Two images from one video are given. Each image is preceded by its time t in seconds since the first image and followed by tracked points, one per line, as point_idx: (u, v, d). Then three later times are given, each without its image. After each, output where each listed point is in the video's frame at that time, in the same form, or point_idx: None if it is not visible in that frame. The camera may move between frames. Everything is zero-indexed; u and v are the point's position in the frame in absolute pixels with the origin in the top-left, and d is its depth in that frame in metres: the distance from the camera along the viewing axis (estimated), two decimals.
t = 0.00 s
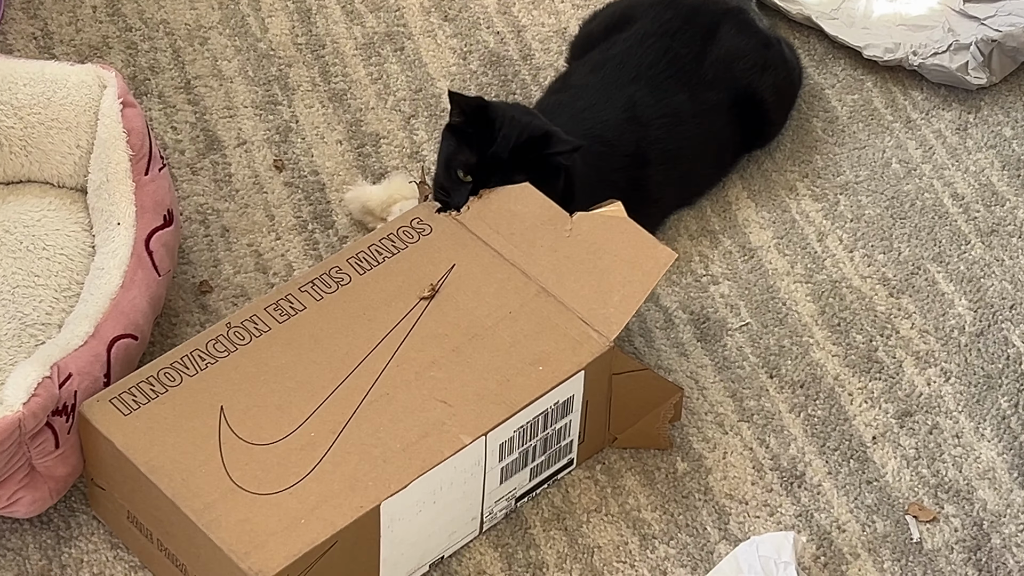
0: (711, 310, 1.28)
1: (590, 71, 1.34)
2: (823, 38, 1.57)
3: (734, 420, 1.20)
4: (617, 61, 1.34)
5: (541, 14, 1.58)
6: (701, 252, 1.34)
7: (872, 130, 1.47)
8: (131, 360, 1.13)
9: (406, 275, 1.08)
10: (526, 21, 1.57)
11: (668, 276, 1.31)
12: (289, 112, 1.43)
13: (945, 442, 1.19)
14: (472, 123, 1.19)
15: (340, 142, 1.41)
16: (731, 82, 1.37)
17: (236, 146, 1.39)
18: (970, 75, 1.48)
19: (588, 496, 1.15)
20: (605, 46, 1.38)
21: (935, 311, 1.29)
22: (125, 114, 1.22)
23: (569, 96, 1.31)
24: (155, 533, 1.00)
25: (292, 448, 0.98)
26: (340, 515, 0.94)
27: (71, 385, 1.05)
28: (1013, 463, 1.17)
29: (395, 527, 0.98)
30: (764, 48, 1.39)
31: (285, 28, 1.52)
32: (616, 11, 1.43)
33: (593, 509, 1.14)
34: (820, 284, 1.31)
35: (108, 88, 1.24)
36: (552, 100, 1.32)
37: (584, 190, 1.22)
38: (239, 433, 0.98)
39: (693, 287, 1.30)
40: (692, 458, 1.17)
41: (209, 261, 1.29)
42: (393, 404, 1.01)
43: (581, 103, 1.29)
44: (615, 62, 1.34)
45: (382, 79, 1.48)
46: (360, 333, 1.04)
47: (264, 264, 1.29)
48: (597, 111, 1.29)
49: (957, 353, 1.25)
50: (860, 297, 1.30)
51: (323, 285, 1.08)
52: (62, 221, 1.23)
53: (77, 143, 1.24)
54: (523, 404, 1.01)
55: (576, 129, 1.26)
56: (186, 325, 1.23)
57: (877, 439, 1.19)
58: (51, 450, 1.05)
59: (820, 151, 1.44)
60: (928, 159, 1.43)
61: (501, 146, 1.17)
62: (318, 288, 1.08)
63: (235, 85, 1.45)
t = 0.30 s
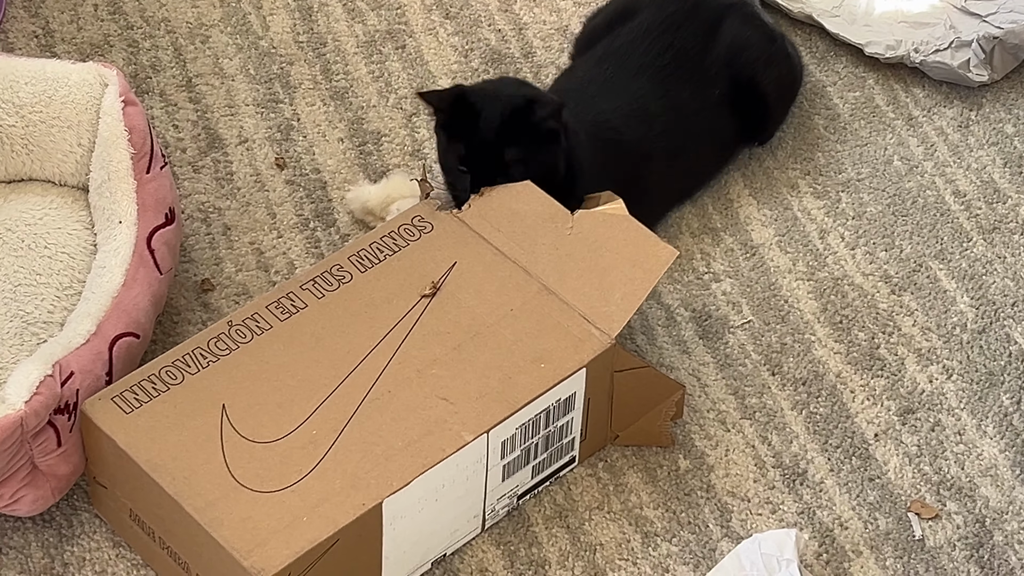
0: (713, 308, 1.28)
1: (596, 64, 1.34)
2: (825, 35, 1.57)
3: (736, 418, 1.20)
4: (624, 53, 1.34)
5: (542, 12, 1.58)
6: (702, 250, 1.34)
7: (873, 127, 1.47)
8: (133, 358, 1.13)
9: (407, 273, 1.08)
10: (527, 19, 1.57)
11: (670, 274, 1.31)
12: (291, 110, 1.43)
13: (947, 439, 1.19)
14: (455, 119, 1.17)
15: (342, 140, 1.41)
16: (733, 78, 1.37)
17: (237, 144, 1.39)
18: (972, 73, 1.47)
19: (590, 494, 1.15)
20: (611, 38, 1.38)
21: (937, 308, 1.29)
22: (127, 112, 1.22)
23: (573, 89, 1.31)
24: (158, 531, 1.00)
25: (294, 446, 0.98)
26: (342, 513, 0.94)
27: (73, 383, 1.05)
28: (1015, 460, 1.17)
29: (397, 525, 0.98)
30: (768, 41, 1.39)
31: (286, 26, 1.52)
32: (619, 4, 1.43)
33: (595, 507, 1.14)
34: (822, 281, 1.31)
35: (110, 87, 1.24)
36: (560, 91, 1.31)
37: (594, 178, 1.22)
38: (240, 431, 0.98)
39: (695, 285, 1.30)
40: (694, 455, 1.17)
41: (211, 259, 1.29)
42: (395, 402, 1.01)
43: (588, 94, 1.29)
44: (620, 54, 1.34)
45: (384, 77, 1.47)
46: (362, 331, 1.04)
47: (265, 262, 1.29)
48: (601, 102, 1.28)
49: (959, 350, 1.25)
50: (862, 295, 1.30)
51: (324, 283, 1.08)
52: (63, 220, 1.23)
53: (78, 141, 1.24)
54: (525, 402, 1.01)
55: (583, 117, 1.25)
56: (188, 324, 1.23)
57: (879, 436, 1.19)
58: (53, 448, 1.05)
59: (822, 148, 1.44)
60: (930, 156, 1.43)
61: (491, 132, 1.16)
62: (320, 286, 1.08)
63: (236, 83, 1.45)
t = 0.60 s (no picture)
0: (714, 306, 1.28)
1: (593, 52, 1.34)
2: (826, 34, 1.56)
3: (737, 416, 1.20)
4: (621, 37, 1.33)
5: (543, 11, 1.58)
6: (704, 249, 1.34)
7: (874, 125, 1.46)
8: (134, 358, 1.13)
9: (407, 272, 1.08)
10: (528, 18, 1.57)
11: (671, 272, 1.31)
12: (291, 109, 1.43)
13: (948, 438, 1.19)
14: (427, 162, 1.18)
15: (342, 140, 1.41)
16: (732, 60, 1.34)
17: (238, 144, 1.39)
18: (973, 71, 1.48)
19: (591, 493, 1.15)
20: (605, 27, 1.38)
21: (938, 307, 1.29)
22: (127, 111, 1.22)
23: (573, 74, 1.30)
24: (159, 531, 1.00)
25: (295, 445, 0.98)
26: (343, 513, 0.94)
27: (74, 382, 1.05)
28: (1016, 458, 1.17)
29: (399, 524, 0.98)
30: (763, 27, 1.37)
31: (287, 25, 1.52)
32: None
33: (596, 505, 1.14)
34: (823, 279, 1.31)
35: (110, 86, 1.24)
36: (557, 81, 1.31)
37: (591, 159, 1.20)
38: (242, 431, 0.98)
39: (696, 283, 1.30)
40: (695, 454, 1.17)
41: (212, 258, 1.29)
42: (396, 401, 1.01)
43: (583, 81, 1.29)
44: (612, 36, 1.34)
45: (385, 76, 1.47)
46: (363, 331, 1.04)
47: (266, 261, 1.29)
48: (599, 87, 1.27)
49: (960, 348, 1.25)
50: (863, 293, 1.30)
51: (324, 282, 1.08)
52: (64, 219, 1.23)
53: (79, 141, 1.24)
54: (527, 400, 1.01)
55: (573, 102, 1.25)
56: (189, 323, 1.23)
57: (880, 434, 1.19)
58: (54, 448, 1.05)
59: (823, 147, 1.44)
60: (931, 155, 1.43)
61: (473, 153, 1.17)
62: (320, 286, 1.08)
63: (237, 82, 1.45)
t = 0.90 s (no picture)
0: (715, 306, 1.28)
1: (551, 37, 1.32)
2: (827, 34, 1.56)
3: (738, 416, 1.20)
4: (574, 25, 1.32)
5: (544, 11, 1.58)
6: (705, 248, 1.33)
7: (875, 125, 1.46)
8: (135, 358, 1.13)
9: (406, 277, 1.08)
10: (529, 18, 1.56)
11: (672, 272, 1.31)
12: (292, 109, 1.43)
13: (950, 437, 1.19)
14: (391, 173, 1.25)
15: (343, 140, 1.40)
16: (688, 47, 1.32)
17: (239, 144, 1.39)
18: (974, 70, 1.47)
19: (592, 493, 1.15)
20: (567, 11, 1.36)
21: (939, 306, 1.29)
22: (128, 112, 1.22)
23: (525, 70, 1.31)
24: (159, 535, 1.00)
25: (295, 450, 0.98)
26: (344, 517, 0.94)
27: (76, 382, 1.05)
28: (1017, 458, 1.17)
29: (399, 528, 0.98)
30: (714, 12, 1.34)
31: (287, 25, 1.52)
32: None
33: (597, 505, 1.14)
34: (824, 279, 1.31)
35: (112, 86, 1.24)
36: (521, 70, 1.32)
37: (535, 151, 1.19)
38: (241, 436, 0.98)
39: (697, 283, 1.30)
40: (696, 454, 1.17)
41: (213, 258, 1.29)
42: (396, 405, 1.01)
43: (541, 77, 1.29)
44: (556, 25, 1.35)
45: (386, 76, 1.47)
46: (362, 335, 1.04)
47: (267, 261, 1.29)
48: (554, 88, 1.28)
49: (961, 348, 1.25)
50: (864, 293, 1.30)
51: (323, 287, 1.08)
52: (65, 219, 1.23)
53: (80, 141, 1.24)
54: (528, 404, 1.01)
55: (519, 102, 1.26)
56: (190, 323, 1.23)
57: (881, 434, 1.19)
58: (55, 448, 1.05)
59: (824, 146, 1.44)
60: (932, 154, 1.43)
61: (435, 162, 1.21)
62: (319, 290, 1.08)
63: (238, 82, 1.45)
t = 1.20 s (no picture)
0: (716, 308, 1.28)
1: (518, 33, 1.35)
2: (828, 35, 1.56)
3: (740, 418, 1.20)
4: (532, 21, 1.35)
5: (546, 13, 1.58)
6: (706, 250, 1.34)
7: (876, 127, 1.46)
8: (137, 360, 1.13)
9: (408, 279, 1.08)
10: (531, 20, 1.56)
11: (674, 274, 1.31)
12: (294, 111, 1.43)
13: (951, 439, 1.19)
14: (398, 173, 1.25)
15: (345, 142, 1.40)
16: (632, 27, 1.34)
17: (240, 146, 1.39)
18: (975, 72, 1.47)
19: (594, 495, 1.15)
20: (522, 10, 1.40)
21: (941, 308, 1.29)
22: (130, 114, 1.22)
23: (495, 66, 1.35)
24: (161, 537, 1.00)
25: (298, 452, 0.98)
26: (347, 520, 0.94)
27: (77, 384, 1.05)
28: (1019, 459, 1.17)
29: (400, 530, 0.98)
30: None
31: (289, 27, 1.52)
32: None
33: (599, 507, 1.14)
34: (825, 281, 1.31)
35: (113, 89, 1.24)
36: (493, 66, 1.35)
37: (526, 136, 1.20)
38: (244, 438, 0.98)
39: (699, 285, 1.30)
40: (698, 456, 1.17)
41: (215, 260, 1.29)
42: (398, 407, 1.01)
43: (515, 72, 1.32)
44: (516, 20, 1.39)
45: (387, 78, 1.47)
46: (364, 337, 1.04)
47: (269, 263, 1.29)
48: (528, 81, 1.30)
49: (963, 349, 1.25)
50: (866, 295, 1.30)
51: (325, 289, 1.08)
52: (67, 222, 1.23)
53: (82, 143, 1.24)
54: (531, 406, 1.01)
55: (498, 94, 1.28)
56: (192, 325, 1.23)
57: (883, 436, 1.19)
58: (56, 450, 1.05)
59: (826, 148, 1.44)
60: (933, 156, 1.43)
61: (440, 158, 1.22)
62: (321, 292, 1.08)
63: (239, 85, 1.45)
